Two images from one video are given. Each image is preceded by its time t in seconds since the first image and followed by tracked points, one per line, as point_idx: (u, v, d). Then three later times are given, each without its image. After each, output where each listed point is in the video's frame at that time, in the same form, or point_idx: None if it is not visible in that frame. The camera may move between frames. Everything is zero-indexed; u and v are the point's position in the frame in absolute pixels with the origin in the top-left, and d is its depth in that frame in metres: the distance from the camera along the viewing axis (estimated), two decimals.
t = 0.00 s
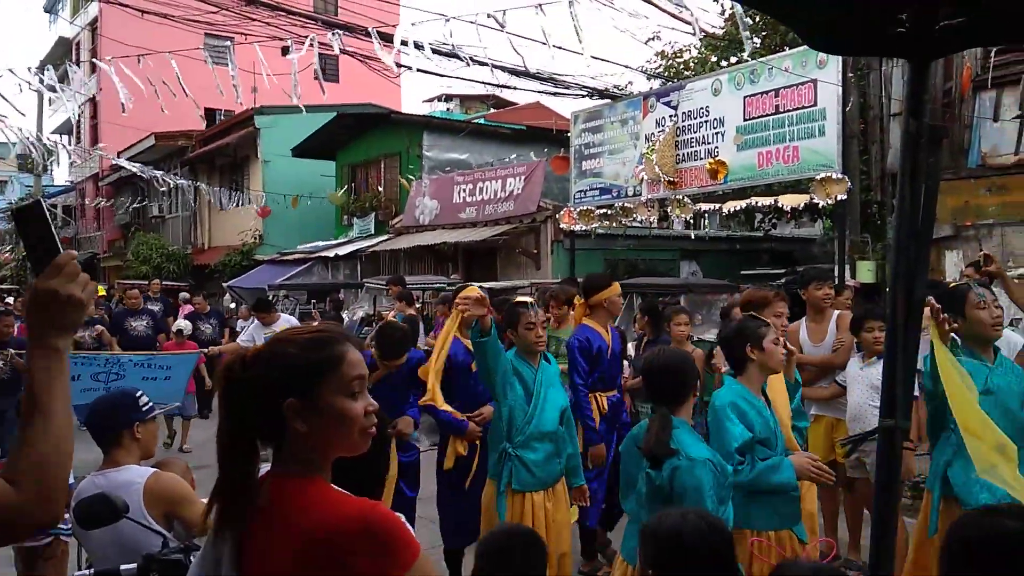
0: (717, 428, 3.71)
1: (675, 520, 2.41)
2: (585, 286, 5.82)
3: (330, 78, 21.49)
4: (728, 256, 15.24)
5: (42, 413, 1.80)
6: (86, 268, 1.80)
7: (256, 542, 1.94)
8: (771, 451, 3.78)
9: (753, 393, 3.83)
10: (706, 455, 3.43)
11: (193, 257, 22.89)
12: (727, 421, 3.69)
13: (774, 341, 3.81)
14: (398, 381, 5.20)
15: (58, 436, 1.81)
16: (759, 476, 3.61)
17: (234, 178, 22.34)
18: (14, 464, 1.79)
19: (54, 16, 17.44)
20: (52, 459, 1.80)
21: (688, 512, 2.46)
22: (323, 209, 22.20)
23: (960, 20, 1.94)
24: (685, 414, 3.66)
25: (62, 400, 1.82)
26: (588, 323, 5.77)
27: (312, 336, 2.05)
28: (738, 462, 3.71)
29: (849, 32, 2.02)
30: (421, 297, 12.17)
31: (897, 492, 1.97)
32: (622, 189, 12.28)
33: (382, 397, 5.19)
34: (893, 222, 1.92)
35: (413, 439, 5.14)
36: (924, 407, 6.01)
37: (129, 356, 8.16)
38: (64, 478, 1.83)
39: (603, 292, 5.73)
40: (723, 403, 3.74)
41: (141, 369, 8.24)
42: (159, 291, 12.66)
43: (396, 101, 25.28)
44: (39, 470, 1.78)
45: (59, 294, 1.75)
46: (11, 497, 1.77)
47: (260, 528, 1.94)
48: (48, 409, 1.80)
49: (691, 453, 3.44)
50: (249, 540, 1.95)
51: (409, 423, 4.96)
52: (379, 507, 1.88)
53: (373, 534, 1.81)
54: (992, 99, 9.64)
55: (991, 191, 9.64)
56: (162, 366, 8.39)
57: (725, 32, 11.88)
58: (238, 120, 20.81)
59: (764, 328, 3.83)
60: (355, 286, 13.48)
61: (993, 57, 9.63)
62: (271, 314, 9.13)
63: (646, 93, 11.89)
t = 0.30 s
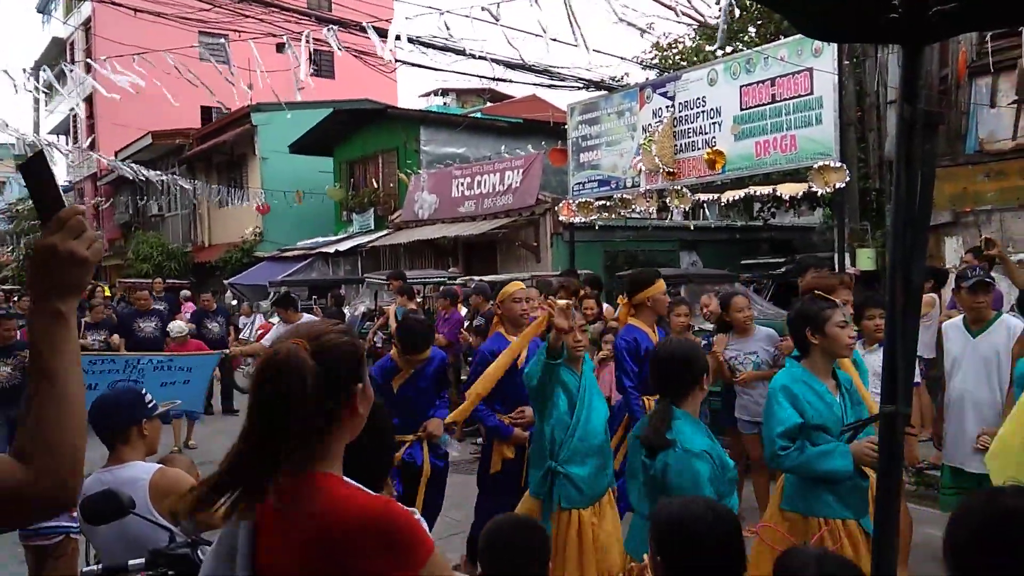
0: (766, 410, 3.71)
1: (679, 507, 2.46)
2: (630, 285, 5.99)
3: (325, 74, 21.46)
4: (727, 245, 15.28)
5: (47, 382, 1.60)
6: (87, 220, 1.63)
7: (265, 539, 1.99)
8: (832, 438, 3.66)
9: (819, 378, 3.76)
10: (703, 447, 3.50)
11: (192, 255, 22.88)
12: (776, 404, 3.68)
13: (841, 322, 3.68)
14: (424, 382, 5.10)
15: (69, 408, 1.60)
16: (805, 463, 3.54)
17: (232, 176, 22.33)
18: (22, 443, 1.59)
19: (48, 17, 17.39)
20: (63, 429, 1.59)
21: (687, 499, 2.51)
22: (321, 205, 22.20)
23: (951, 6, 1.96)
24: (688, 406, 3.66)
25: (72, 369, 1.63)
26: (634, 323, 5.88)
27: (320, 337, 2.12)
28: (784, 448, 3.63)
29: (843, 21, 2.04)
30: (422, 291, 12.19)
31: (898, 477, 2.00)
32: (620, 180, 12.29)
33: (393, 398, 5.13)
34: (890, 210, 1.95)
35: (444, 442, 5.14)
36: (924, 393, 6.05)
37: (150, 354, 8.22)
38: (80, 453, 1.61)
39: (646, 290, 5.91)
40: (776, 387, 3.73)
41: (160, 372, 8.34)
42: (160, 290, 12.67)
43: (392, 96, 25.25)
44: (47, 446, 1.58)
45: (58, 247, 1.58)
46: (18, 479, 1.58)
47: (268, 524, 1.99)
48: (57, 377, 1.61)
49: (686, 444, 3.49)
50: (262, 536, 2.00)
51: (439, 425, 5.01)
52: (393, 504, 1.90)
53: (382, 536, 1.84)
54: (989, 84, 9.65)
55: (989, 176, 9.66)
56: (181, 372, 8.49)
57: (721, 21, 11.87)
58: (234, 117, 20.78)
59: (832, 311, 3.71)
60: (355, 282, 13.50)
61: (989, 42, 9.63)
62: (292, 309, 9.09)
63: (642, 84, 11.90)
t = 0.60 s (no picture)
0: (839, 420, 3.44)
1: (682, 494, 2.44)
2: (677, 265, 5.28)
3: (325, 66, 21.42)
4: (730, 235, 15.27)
5: (78, 414, 1.54)
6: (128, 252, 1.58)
7: (290, 530, 2.09)
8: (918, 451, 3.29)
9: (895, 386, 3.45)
10: (687, 451, 3.17)
11: (195, 248, 22.91)
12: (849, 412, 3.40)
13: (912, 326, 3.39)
14: (452, 374, 4.88)
15: (98, 444, 1.55)
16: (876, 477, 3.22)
17: (234, 169, 22.33)
18: (45, 477, 1.50)
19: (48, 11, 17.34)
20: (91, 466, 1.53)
21: (694, 486, 2.49)
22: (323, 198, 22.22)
23: None
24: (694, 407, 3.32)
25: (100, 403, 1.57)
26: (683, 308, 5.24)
27: (335, 339, 2.06)
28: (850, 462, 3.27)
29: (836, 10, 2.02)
30: (424, 283, 12.20)
31: (898, 466, 1.99)
32: (622, 171, 12.26)
33: (413, 391, 4.86)
34: (891, 198, 1.93)
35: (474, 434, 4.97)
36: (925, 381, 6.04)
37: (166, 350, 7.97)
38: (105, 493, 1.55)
39: (695, 272, 5.19)
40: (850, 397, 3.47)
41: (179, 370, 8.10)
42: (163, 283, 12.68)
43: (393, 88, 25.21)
44: (75, 484, 1.51)
45: (98, 278, 1.52)
46: (35, 516, 1.49)
47: (292, 514, 2.09)
48: (88, 412, 1.55)
49: (666, 444, 3.23)
50: (296, 526, 2.07)
51: (469, 415, 4.84)
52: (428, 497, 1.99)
53: (412, 525, 1.94)
54: (992, 71, 9.60)
55: (991, 164, 9.63)
56: (200, 372, 8.16)
57: (722, 9, 11.80)
58: (235, 110, 20.75)
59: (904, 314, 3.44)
60: (357, 274, 13.49)
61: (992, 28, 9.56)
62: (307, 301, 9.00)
63: (644, 74, 11.85)
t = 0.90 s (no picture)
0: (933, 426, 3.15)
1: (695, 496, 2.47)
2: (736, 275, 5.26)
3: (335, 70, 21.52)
4: (742, 236, 15.19)
5: (85, 439, 1.65)
6: (139, 285, 1.67)
7: (325, 540, 2.02)
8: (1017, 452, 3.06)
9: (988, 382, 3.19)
10: (700, 455, 3.17)
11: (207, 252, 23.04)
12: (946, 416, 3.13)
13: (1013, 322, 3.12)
14: (497, 392, 4.73)
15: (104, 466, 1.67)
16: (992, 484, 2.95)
17: (245, 174, 22.46)
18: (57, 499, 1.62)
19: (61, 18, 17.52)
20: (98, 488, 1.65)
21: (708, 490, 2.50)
22: (334, 201, 22.31)
23: None
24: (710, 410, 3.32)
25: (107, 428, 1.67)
26: (744, 318, 5.17)
27: (367, 345, 1.99)
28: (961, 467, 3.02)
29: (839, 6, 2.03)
30: (435, 287, 12.21)
31: (914, 468, 1.97)
32: (632, 172, 12.24)
33: (457, 407, 4.77)
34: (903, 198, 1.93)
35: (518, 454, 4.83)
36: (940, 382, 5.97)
37: (194, 359, 7.88)
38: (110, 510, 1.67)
39: (758, 280, 5.15)
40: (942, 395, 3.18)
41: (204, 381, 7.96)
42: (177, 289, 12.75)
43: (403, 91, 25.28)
44: (85, 505, 1.63)
45: (108, 310, 1.62)
46: (45, 534, 1.61)
47: (326, 524, 2.03)
48: (95, 435, 1.66)
49: (684, 451, 3.22)
50: (331, 538, 2.00)
51: (514, 434, 4.70)
52: (468, 499, 1.89)
53: (446, 533, 1.85)
54: (1005, 68, 9.52)
55: (1005, 162, 9.55)
56: (225, 382, 8.11)
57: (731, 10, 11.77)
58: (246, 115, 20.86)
59: (1005, 308, 3.14)
60: (368, 277, 13.53)
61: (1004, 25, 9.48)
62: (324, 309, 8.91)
63: (653, 74, 11.83)
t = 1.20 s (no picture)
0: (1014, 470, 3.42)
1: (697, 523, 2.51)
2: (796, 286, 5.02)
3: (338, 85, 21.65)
4: (742, 253, 15.20)
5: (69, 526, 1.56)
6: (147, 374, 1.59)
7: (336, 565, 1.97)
8: None
9: None
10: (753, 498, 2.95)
11: (209, 267, 23.03)
12: None
13: None
14: (539, 412, 4.32)
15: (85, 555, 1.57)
16: None
17: (247, 189, 22.54)
18: None
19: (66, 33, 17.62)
20: None
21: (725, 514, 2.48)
22: (336, 216, 22.36)
23: (963, 15, 1.93)
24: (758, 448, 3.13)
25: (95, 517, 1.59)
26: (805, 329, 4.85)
27: (386, 367, 1.99)
28: None
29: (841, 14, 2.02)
30: (436, 302, 12.19)
31: (916, 487, 1.96)
32: (633, 189, 12.27)
33: (494, 425, 4.36)
34: (904, 219, 1.93)
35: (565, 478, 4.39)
36: (942, 401, 5.94)
37: (205, 382, 7.56)
38: None
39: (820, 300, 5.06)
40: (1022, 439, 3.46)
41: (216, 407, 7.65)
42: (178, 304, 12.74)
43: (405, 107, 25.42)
44: None
45: (113, 399, 1.54)
46: None
47: (339, 550, 1.97)
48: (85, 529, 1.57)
49: (736, 493, 3.01)
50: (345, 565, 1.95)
51: (559, 456, 4.28)
52: (488, 515, 1.91)
53: (466, 552, 1.84)
54: (1005, 88, 9.57)
55: (1006, 180, 9.56)
56: (235, 406, 7.77)
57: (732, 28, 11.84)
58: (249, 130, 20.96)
59: None
60: (369, 293, 13.53)
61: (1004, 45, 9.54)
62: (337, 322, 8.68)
63: (654, 92, 11.88)
